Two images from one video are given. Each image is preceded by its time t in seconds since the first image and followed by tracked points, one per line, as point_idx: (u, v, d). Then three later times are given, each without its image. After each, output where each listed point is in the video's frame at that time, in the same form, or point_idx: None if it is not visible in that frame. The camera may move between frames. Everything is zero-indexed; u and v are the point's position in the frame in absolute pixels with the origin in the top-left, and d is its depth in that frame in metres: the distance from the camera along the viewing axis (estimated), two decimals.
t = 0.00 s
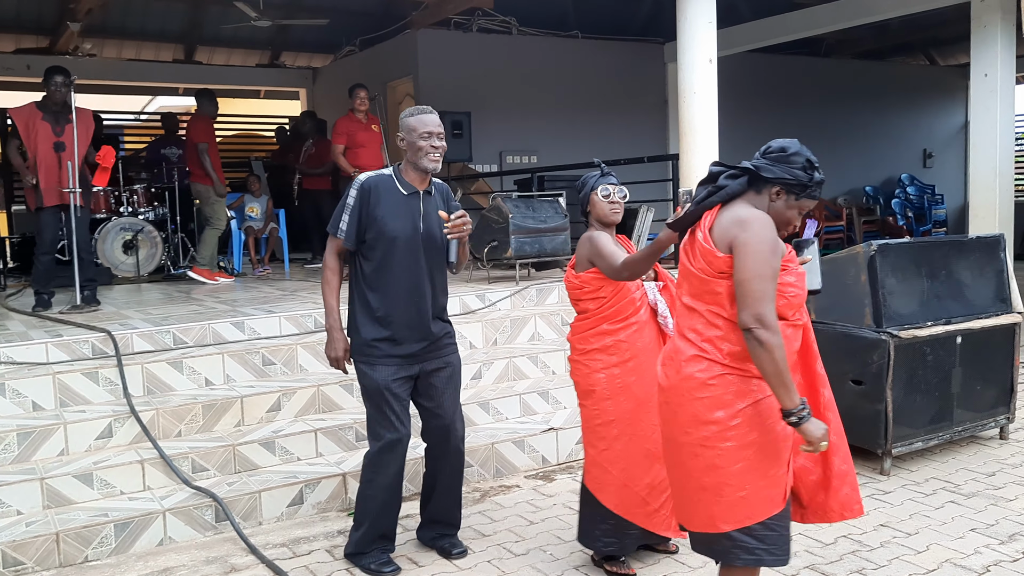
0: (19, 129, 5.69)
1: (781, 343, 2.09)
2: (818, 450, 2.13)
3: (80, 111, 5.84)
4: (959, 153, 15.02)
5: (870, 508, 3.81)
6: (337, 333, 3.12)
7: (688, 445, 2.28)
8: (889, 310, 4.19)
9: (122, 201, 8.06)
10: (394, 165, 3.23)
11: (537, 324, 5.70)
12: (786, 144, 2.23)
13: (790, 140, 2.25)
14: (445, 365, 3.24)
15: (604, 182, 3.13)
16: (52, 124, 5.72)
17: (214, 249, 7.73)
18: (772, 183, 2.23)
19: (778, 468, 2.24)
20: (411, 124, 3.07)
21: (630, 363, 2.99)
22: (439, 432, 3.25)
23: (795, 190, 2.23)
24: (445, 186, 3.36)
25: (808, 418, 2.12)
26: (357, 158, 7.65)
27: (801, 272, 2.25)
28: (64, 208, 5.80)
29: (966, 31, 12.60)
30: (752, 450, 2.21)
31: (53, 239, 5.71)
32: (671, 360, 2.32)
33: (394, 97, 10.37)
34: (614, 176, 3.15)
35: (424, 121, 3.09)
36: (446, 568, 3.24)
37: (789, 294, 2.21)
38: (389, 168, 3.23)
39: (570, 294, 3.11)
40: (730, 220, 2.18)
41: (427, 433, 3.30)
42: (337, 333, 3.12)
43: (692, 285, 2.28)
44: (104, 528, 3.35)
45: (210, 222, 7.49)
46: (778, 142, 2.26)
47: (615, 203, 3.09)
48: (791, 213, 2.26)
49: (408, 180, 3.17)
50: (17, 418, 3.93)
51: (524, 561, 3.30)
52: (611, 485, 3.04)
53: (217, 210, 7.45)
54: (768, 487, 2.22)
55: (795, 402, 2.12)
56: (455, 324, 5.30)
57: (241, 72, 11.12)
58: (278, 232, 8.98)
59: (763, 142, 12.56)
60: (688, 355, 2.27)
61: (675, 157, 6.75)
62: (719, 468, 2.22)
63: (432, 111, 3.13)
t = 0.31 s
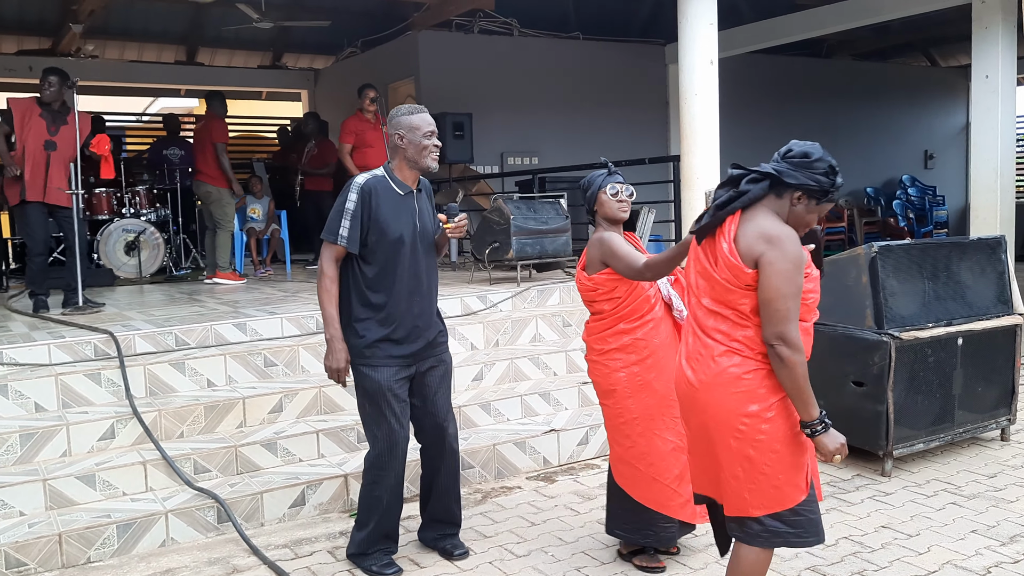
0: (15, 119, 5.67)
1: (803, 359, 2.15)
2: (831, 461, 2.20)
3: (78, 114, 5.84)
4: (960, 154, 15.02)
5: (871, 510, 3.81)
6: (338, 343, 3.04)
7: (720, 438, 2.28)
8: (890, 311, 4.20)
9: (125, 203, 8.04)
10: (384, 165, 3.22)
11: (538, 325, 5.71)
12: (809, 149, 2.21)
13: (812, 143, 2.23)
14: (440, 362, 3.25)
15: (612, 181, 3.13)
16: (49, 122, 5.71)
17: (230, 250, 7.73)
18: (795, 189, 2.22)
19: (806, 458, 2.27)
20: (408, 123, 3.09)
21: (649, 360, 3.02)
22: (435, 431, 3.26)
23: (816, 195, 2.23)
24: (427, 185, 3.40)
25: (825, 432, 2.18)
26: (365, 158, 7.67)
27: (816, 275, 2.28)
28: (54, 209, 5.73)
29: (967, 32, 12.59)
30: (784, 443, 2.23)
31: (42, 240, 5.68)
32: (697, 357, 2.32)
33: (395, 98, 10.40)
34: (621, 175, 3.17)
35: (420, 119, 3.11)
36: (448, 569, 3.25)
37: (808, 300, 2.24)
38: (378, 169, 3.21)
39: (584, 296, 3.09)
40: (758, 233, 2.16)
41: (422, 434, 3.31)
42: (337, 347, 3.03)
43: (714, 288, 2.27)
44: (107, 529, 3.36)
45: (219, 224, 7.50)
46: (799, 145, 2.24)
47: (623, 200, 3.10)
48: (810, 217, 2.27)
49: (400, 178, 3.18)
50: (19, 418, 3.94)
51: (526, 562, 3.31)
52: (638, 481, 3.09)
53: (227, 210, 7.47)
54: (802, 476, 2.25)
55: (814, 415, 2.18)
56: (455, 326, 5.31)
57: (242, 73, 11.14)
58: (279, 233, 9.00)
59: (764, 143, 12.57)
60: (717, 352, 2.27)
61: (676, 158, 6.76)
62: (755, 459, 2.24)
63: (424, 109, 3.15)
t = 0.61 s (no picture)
0: (19, 125, 5.67)
1: (791, 369, 2.13)
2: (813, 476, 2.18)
3: (79, 115, 5.83)
4: (964, 154, 15.01)
5: (873, 511, 3.81)
6: (353, 353, 3.01)
7: (724, 438, 2.30)
8: (892, 313, 4.20)
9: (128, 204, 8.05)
10: (374, 165, 3.18)
11: (540, 326, 5.72)
12: (836, 160, 2.19)
13: (840, 156, 2.21)
14: (435, 361, 3.27)
15: (622, 183, 3.14)
16: (51, 124, 5.69)
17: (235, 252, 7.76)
18: (816, 199, 2.19)
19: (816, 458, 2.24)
20: (400, 121, 3.07)
21: (653, 363, 3.01)
22: (433, 429, 3.28)
23: (836, 207, 2.20)
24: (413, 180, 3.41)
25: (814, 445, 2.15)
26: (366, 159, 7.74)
27: (830, 286, 2.22)
28: (57, 211, 5.73)
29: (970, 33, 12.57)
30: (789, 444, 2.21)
31: (46, 244, 5.74)
32: (703, 361, 2.34)
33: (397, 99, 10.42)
34: (631, 177, 3.18)
35: (411, 118, 3.10)
36: (451, 570, 3.25)
37: (809, 314, 2.19)
38: (369, 170, 3.16)
39: (592, 297, 3.12)
40: (761, 244, 2.16)
41: (420, 432, 3.32)
42: (353, 355, 3.01)
43: (719, 292, 2.29)
44: (111, 529, 3.37)
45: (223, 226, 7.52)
46: (826, 156, 2.22)
47: (633, 202, 3.10)
48: (829, 230, 2.23)
49: (391, 177, 3.16)
50: (24, 419, 3.95)
51: (529, 563, 3.32)
52: (639, 484, 3.08)
53: (232, 213, 7.49)
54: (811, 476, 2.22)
55: (801, 426, 2.16)
56: (458, 327, 5.32)
57: (245, 74, 11.17)
58: (282, 234, 9.02)
59: (766, 144, 12.56)
60: (719, 355, 2.29)
61: (679, 159, 6.76)
62: (759, 458, 2.23)
63: (414, 107, 3.15)
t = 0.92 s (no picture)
0: (36, 134, 5.62)
1: (791, 363, 2.12)
2: (822, 478, 2.12)
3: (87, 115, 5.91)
4: (969, 155, 14.97)
5: (879, 512, 3.81)
6: (367, 365, 3.01)
7: (749, 450, 2.33)
8: (897, 314, 4.21)
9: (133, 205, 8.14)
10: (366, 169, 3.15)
11: (545, 327, 5.73)
12: (846, 160, 2.24)
13: (852, 157, 2.25)
14: (439, 364, 3.28)
15: (626, 187, 3.14)
16: (66, 127, 5.74)
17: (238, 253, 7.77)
18: (830, 199, 2.23)
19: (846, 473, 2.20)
20: (393, 123, 3.06)
21: (652, 368, 3.00)
22: (439, 429, 3.29)
23: (851, 206, 2.24)
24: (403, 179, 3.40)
25: (815, 445, 2.11)
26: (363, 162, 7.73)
27: (851, 287, 2.19)
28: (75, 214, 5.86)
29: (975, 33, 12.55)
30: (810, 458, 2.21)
31: (63, 244, 5.75)
32: (730, 374, 2.39)
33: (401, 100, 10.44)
34: (635, 180, 3.17)
35: (403, 120, 3.09)
36: (457, 570, 3.26)
37: (829, 314, 2.17)
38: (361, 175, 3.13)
39: (592, 299, 3.13)
40: (766, 241, 2.24)
41: (425, 433, 3.32)
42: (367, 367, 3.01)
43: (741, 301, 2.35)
44: (117, 530, 3.38)
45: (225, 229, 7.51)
46: (838, 158, 2.26)
47: (636, 206, 3.10)
48: (845, 230, 2.27)
49: (386, 180, 3.14)
50: (31, 419, 3.96)
51: (534, 564, 3.32)
52: (641, 492, 3.04)
53: (230, 216, 7.47)
54: (838, 490, 2.19)
55: (802, 424, 2.12)
56: (462, 328, 5.33)
57: (250, 76, 11.20)
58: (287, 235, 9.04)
59: (770, 145, 12.55)
60: (744, 366, 2.34)
61: (683, 159, 6.76)
62: (782, 471, 2.25)
63: (406, 108, 3.13)
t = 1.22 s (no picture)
0: (48, 131, 5.67)
1: (856, 315, 2.11)
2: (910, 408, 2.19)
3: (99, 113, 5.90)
4: (976, 156, 14.93)
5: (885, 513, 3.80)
6: (371, 368, 3.02)
7: (773, 448, 2.35)
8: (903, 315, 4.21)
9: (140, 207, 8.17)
10: (367, 173, 3.16)
11: (550, 328, 5.73)
12: (878, 148, 2.33)
13: (885, 145, 2.34)
14: (448, 365, 3.28)
15: (628, 188, 3.14)
16: (77, 127, 5.75)
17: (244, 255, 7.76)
18: (865, 185, 2.33)
19: (865, 481, 2.24)
20: (392, 126, 3.06)
21: (654, 370, 2.99)
22: (449, 431, 3.29)
23: (886, 192, 2.32)
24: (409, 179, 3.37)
25: (897, 381, 2.16)
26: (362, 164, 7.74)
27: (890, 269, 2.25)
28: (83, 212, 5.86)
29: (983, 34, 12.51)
30: (835, 457, 2.25)
31: (75, 244, 5.77)
32: (759, 364, 2.39)
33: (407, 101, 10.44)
34: (638, 182, 3.17)
35: (402, 121, 3.07)
36: (463, 571, 3.26)
37: (876, 294, 2.21)
38: (362, 179, 3.14)
39: (596, 298, 3.12)
40: (813, 212, 2.27)
41: (434, 433, 3.32)
42: (369, 368, 3.01)
43: (779, 284, 2.35)
44: (123, 530, 3.39)
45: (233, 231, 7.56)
46: (872, 147, 2.35)
47: (640, 208, 3.10)
48: (882, 216, 2.35)
49: (386, 183, 3.14)
50: (38, 420, 3.98)
51: (539, 565, 3.32)
52: (638, 496, 3.04)
53: (238, 217, 7.54)
54: (856, 499, 2.24)
55: (881, 365, 2.15)
56: (468, 329, 5.33)
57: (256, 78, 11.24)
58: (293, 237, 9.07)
59: (776, 146, 12.53)
60: (774, 358, 2.35)
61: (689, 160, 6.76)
62: (803, 474, 2.28)
63: (406, 110, 3.11)
